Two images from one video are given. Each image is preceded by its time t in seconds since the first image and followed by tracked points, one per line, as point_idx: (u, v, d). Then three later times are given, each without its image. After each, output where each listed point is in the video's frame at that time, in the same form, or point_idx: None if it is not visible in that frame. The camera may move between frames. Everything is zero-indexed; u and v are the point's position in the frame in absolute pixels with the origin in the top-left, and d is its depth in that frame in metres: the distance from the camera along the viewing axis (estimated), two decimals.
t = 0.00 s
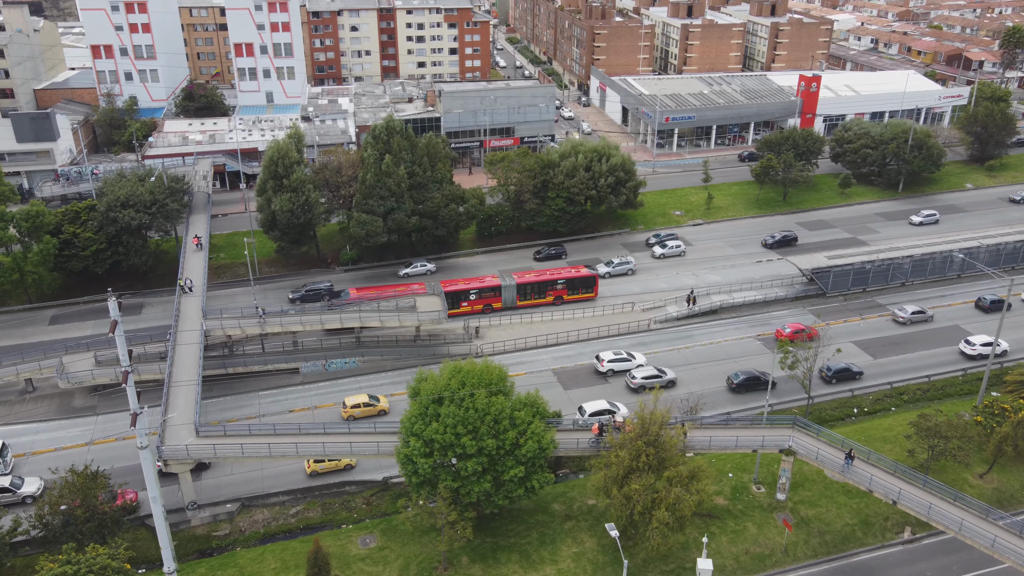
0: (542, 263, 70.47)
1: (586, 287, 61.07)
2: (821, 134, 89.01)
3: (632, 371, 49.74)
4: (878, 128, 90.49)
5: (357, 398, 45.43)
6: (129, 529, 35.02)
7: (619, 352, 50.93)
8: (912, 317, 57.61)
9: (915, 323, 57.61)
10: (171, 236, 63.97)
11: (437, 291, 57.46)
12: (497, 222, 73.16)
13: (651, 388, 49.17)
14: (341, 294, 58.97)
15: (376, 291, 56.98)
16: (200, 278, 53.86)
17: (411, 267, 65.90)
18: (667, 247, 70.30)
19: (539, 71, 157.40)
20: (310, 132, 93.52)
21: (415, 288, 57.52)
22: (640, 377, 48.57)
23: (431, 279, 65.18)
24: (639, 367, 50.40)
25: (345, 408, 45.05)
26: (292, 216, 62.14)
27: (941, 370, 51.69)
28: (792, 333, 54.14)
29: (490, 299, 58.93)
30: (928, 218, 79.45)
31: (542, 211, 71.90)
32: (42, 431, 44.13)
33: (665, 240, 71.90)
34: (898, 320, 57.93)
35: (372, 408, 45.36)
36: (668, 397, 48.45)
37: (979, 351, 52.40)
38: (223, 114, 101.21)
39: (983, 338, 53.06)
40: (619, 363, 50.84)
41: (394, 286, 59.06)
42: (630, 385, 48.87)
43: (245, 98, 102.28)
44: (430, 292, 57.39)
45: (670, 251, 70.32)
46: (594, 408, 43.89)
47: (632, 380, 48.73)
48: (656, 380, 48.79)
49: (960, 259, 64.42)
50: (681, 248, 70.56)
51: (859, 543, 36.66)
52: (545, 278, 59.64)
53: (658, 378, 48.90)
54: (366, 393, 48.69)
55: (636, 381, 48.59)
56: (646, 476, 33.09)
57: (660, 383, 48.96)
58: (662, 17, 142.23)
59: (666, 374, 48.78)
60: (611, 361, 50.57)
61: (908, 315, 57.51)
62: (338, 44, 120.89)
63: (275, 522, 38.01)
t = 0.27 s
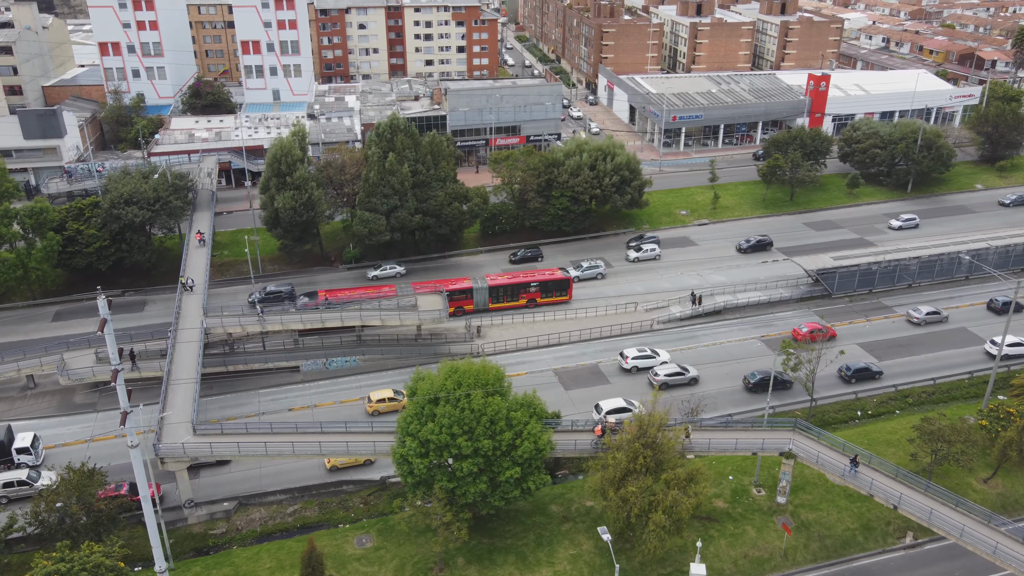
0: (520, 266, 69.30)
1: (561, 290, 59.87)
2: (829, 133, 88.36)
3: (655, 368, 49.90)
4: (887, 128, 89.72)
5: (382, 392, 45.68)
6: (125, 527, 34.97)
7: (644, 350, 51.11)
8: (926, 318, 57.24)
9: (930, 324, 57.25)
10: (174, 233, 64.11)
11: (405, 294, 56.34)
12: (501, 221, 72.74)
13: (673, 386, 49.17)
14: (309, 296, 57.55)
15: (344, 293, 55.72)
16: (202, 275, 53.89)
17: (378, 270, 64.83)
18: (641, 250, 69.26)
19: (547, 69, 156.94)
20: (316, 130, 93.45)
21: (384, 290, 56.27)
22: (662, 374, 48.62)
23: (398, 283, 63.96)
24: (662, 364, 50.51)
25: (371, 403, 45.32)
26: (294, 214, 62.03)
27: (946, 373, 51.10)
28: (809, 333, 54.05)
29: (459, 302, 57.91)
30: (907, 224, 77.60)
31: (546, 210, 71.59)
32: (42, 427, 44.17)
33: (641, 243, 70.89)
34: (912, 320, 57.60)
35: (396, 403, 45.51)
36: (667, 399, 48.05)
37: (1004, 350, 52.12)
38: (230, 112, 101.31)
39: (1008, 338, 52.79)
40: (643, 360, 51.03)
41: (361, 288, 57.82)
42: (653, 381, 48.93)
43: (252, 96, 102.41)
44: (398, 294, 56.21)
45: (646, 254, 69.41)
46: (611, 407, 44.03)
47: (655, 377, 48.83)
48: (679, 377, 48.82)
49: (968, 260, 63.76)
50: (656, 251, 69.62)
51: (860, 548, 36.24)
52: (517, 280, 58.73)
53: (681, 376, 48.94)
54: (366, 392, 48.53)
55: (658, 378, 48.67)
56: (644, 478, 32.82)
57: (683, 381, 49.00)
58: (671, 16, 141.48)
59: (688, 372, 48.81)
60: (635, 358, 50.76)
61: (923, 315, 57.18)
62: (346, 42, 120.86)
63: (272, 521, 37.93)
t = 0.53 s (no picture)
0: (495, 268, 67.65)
1: (533, 292, 58.69)
2: (837, 133, 87.64)
3: (679, 365, 49.92)
4: (896, 128, 88.91)
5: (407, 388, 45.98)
6: (122, 525, 34.98)
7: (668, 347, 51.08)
8: (941, 319, 56.76)
9: (945, 325, 56.77)
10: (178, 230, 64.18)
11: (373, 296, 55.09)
12: (505, 220, 72.47)
13: (696, 384, 49.18)
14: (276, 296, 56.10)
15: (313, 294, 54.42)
16: (203, 273, 53.88)
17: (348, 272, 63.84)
18: (615, 254, 68.02)
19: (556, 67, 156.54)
20: (322, 128, 93.45)
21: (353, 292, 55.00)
22: (685, 371, 48.62)
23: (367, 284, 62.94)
24: (687, 362, 50.49)
25: (394, 398, 45.55)
26: (298, 212, 62.01)
27: (953, 376, 50.51)
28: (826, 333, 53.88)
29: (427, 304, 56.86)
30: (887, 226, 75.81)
31: (551, 210, 71.28)
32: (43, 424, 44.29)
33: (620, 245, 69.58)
34: (927, 322, 57.07)
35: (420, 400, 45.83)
36: (666, 400, 47.65)
37: None
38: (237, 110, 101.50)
39: None
40: (667, 357, 51.04)
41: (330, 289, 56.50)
42: (676, 379, 48.94)
43: (259, 94, 102.58)
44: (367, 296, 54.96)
45: (619, 258, 68.03)
46: (627, 405, 44.16)
47: (679, 374, 48.82)
48: (702, 376, 48.82)
49: (977, 262, 63.09)
50: (630, 255, 68.17)
51: (860, 553, 35.84)
52: (489, 284, 57.46)
53: (704, 374, 48.93)
54: (366, 391, 48.43)
55: (681, 376, 48.70)
56: (641, 480, 32.55)
57: (706, 379, 49.01)
58: (681, 14, 140.73)
59: (711, 370, 48.81)
60: (659, 356, 50.70)
61: (938, 316, 56.70)
62: (354, 40, 120.84)
63: (270, 520, 37.87)
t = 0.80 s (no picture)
0: (470, 271, 66.12)
1: (505, 295, 57.95)
2: (846, 133, 86.89)
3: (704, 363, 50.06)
4: (907, 128, 88.09)
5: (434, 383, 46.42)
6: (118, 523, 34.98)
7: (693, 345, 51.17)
8: (956, 321, 56.15)
9: (959, 327, 56.21)
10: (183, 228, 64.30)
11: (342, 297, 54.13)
12: (510, 219, 72.23)
13: (719, 383, 49.32)
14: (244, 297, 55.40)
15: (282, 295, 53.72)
16: (206, 271, 53.91)
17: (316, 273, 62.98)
18: (587, 258, 66.86)
19: (565, 66, 156.09)
20: (329, 126, 93.42)
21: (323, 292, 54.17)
22: (709, 369, 48.78)
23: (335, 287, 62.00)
24: (711, 360, 50.56)
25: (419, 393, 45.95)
26: (302, 210, 62.02)
27: (960, 380, 49.92)
28: (843, 333, 53.76)
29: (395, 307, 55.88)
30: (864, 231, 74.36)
31: (556, 209, 70.95)
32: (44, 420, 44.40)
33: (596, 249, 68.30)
34: (942, 323, 56.51)
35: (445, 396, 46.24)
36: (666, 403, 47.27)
37: None
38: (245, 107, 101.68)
39: None
40: (692, 355, 51.11)
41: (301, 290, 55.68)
42: (700, 378, 49.09)
43: (267, 91, 102.76)
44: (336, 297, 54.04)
45: (591, 262, 66.80)
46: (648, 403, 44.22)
47: (704, 372, 48.98)
48: (725, 374, 48.98)
49: (986, 264, 62.40)
50: (603, 259, 66.87)
51: (861, 559, 35.43)
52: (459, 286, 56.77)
53: (727, 373, 49.06)
54: (367, 390, 48.33)
55: (705, 374, 48.86)
56: (639, 483, 32.26)
57: (730, 377, 49.12)
58: (691, 12, 140.00)
59: (735, 369, 48.89)
60: (684, 353, 50.80)
61: (952, 318, 56.11)
62: (363, 38, 120.85)
63: (267, 519, 37.82)
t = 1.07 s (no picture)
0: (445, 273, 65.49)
1: (478, 297, 56.91)
2: (857, 133, 86.10)
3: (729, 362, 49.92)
4: (919, 129, 87.19)
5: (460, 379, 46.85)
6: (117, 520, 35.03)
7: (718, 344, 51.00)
8: (973, 323, 55.52)
9: (976, 329, 55.56)
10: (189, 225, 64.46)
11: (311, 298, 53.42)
12: (516, 218, 71.98)
13: (744, 382, 49.19)
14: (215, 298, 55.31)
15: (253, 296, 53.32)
16: (209, 268, 53.92)
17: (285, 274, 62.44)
18: (559, 261, 65.85)
19: (576, 65, 155.55)
20: (337, 124, 93.49)
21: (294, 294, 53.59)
22: (734, 368, 48.69)
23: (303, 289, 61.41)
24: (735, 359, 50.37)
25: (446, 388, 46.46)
26: (306, 208, 62.06)
27: (968, 384, 49.28)
28: (862, 334, 53.49)
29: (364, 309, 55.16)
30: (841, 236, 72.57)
31: (562, 208, 70.66)
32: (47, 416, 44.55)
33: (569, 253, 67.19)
34: (958, 325, 55.91)
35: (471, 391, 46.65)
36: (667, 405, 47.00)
37: None
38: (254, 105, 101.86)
39: None
40: (717, 354, 50.91)
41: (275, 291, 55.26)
42: (725, 377, 49.01)
43: (276, 89, 102.93)
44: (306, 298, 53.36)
45: (563, 265, 65.85)
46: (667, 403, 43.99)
47: (729, 371, 48.89)
48: (750, 373, 48.86)
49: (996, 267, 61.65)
50: (575, 263, 65.84)
51: (863, 565, 35.01)
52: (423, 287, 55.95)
53: (752, 372, 48.92)
54: (369, 388, 48.28)
55: (730, 374, 48.78)
56: (637, 486, 31.97)
57: (754, 377, 48.98)
58: (702, 11, 139.17)
59: (760, 369, 48.70)
60: (708, 352, 50.67)
61: (969, 320, 55.47)
62: (374, 36, 120.82)
63: (266, 518, 37.80)
